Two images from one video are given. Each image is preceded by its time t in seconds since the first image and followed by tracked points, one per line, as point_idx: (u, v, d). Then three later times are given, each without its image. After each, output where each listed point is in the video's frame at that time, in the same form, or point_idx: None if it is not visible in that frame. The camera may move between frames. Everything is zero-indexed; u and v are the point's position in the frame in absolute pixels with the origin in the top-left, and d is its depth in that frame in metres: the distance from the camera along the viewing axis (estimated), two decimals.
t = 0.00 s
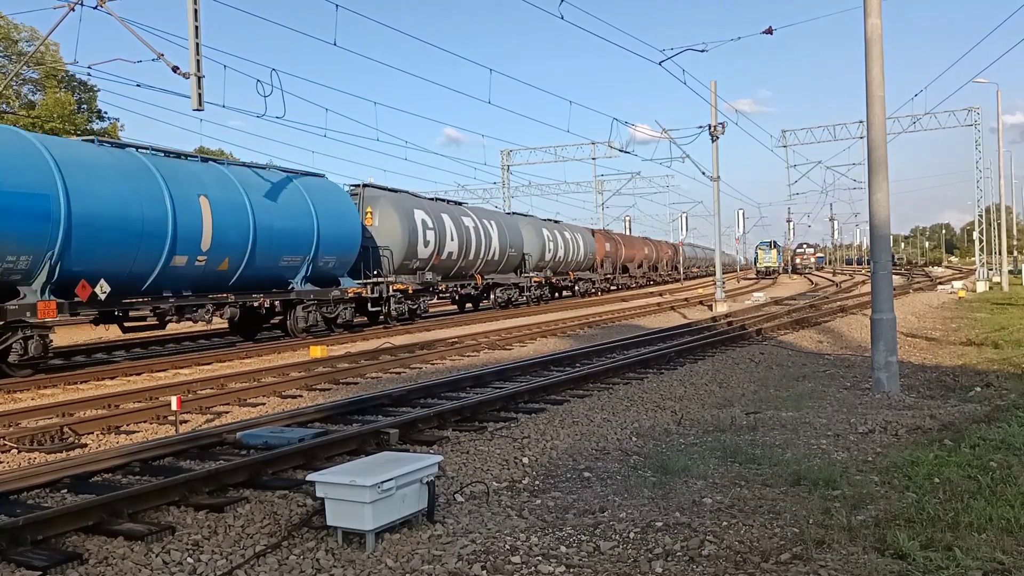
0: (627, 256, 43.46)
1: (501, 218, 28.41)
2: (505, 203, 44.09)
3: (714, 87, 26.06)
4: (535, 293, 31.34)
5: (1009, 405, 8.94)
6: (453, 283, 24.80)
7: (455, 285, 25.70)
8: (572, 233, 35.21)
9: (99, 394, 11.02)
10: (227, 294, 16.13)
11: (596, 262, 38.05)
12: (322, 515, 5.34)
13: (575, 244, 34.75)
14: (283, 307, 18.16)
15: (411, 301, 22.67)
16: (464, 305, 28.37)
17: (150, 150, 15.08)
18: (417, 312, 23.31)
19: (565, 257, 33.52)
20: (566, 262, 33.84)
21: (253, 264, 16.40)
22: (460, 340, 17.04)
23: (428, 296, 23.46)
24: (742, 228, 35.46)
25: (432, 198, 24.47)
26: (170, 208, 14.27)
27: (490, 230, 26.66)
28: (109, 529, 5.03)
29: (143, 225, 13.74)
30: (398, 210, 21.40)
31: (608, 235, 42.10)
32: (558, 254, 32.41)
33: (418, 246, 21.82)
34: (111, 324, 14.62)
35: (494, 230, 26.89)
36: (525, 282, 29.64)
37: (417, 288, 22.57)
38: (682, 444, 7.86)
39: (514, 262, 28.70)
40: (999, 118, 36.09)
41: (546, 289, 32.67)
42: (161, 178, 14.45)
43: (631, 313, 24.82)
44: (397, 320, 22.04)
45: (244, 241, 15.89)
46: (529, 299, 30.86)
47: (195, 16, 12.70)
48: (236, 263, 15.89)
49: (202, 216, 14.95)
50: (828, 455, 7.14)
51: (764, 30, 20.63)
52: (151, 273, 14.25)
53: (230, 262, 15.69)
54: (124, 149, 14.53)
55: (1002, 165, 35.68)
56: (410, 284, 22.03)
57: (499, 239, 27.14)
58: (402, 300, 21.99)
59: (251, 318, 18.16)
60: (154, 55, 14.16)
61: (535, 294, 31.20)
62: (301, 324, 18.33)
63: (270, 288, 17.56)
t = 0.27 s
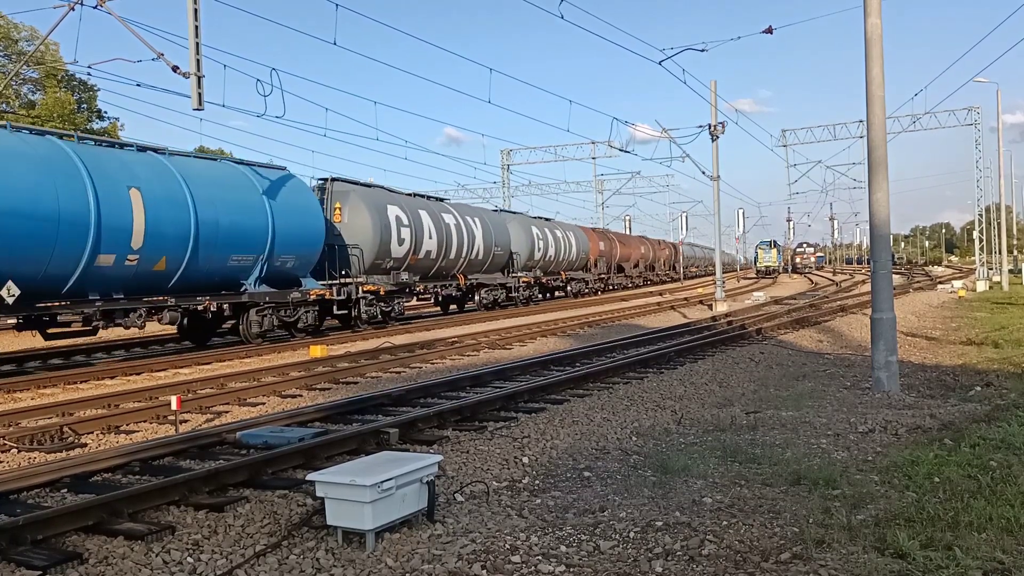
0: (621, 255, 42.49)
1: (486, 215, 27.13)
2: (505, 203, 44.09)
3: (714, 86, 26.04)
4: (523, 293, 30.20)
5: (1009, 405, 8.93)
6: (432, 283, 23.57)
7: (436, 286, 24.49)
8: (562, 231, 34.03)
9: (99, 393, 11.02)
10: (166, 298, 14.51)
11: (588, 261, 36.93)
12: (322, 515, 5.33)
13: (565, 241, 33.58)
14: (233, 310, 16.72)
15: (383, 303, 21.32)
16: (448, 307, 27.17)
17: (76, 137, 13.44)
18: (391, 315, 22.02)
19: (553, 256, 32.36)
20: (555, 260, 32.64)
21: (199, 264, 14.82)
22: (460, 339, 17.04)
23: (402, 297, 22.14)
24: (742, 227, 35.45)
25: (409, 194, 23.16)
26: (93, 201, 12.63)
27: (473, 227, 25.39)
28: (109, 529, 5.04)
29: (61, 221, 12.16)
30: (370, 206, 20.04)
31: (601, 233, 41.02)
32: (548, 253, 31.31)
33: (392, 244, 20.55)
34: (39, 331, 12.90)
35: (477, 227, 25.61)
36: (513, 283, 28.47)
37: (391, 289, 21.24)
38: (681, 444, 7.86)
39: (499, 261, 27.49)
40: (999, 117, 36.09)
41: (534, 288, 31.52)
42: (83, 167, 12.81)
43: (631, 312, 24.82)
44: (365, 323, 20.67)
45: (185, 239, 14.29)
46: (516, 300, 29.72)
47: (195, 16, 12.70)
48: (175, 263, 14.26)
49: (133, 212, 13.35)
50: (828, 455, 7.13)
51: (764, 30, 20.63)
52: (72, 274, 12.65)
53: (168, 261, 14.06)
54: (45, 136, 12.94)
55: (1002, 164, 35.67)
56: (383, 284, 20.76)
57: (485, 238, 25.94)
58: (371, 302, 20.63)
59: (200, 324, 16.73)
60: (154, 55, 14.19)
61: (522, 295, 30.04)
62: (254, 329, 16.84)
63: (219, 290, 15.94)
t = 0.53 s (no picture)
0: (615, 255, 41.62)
1: (469, 213, 25.99)
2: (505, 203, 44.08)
3: (714, 86, 26.03)
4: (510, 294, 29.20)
5: (1009, 405, 8.93)
6: (408, 285, 22.47)
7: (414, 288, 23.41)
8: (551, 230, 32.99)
9: (99, 393, 11.02)
10: (91, 302, 13.45)
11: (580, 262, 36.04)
12: (322, 515, 5.33)
13: (555, 240, 32.57)
14: (176, 314, 15.38)
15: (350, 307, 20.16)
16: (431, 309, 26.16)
17: None
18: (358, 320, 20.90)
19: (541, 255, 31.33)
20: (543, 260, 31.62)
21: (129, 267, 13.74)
22: (460, 340, 17.03)
23: (373, 300, 21.01)
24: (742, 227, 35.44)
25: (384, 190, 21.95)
26: None
27: (454, 226, 24.26)
28: (109, 529, 5.04)
29: None
30: (338, 203, 18.88)
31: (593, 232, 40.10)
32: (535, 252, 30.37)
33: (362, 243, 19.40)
34: None
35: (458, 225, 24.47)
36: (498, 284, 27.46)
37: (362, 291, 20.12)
38: (681, 443, 7.86)
39: (483, 262, 26.38)
40: (999, 117, 36.08)
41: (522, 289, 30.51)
42: None
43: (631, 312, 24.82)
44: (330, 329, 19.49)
45: (113, 239, 13.24)
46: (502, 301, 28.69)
47: (195, 16, 12.70)
48: (101, 263, 13.21)
49: (48, 206, 12.34)
50: (827, 455, 7.13)
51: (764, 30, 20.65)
52: None
53: (91, 260, 13.01)
54: None
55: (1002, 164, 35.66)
56: (354, 286, 19.63)
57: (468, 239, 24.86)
58: (337, 306, 19.47)
59: (141, 328, 15.41)
60: (154, 55, 14.23)
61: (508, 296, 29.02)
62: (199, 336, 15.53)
63: (157, 293, 14.89)
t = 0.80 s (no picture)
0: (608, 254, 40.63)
1: (451, 211, 24.92)
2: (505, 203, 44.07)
3: (714, 86, 26.02)
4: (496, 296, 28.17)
5: (1010, 405, 8.92)
6: (381, 286, 21.39)
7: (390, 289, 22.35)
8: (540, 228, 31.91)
9: (99, 393, 11.01)
10: None
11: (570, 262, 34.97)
12: (322, 515, 5.33)
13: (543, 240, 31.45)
14: (103, 320, 14.20)
15: (314, 311, 18.97)
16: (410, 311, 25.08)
17: None
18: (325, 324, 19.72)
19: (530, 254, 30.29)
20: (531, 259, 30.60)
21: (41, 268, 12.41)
22: (460, 339, 17.01)
23: (341, 302, 19.85)
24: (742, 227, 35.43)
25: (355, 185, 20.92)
26: None
27: (433, 224, 23.19)
28: (109, 528, 5.04)
29: None
30: (298, 199, 17.86)
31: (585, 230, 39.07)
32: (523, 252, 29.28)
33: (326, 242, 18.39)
34: None
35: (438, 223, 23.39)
36: (483, 285, 26.48)
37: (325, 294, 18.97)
38: (681, 443, 7.85)
39: (465, 261, 25.33)
40: (999, 117, 36.08)
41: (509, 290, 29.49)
42: None
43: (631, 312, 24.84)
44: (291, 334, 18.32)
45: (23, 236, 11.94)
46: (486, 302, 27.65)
47: (196, 16, 12.70)
48: (8, 264, 11.89)
49: None
50: (827, 455, 7.13)
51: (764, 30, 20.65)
52: None
53: None
54: None
55: (1002, 164, 35.64)
56: (316, 289, 18.50)
57: (449, 238, 23.81)
58: (298, 310, 18.29)
59: (65, 335, 14.38)
60: (155, 55, 14.42)
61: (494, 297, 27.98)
62: (130, 343, 14.23)
63: (82, 296, 13.67)
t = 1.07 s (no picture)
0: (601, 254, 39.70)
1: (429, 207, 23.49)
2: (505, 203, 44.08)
3: (714, 86, 26.01)
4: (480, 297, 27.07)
5: (1010, 405, 8.93)
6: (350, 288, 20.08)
7: (362, 291, 21.10)
8: (528, 227, 30.84)
9: (99, 393, 11.03)
10: None
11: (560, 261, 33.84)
12: (322, 515, 5.33)
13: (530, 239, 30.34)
14: (12, 329, 12.58)
15: (269, 315, 17.59)
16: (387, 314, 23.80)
17: None
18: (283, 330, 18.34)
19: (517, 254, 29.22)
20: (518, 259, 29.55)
21: None
22: (460, 339, 17.01)
23: (303, 306, 18.47)
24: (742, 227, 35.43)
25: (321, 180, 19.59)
26: None
27: (409, 221, 21.86)
28: (109, 529, 5.04)
29: None
30: (252, 192, 16.50)
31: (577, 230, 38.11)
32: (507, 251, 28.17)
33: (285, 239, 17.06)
34: None
35: (414, 221, 22.06)
36: (466, 286, 25.39)
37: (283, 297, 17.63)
38: (681, 443, 7.86)
39: (446, 261, 24.01)
40: (999, 117, 36.09)
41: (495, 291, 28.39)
42: None
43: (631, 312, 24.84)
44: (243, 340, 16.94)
45: None
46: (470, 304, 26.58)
47: (195, 16, 12.70)
48: None
49: None
50: (827, 455, 7.13)
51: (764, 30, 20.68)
52: None
53: None
54: None
55: (1002, 163, 35.63)
56: (271, 292, 17.13)
57: (427, 237, 22.49)
58: (251, 315, 16.93)
59: None
60: (154, 56, 13.52)
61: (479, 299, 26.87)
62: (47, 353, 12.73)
63: None
